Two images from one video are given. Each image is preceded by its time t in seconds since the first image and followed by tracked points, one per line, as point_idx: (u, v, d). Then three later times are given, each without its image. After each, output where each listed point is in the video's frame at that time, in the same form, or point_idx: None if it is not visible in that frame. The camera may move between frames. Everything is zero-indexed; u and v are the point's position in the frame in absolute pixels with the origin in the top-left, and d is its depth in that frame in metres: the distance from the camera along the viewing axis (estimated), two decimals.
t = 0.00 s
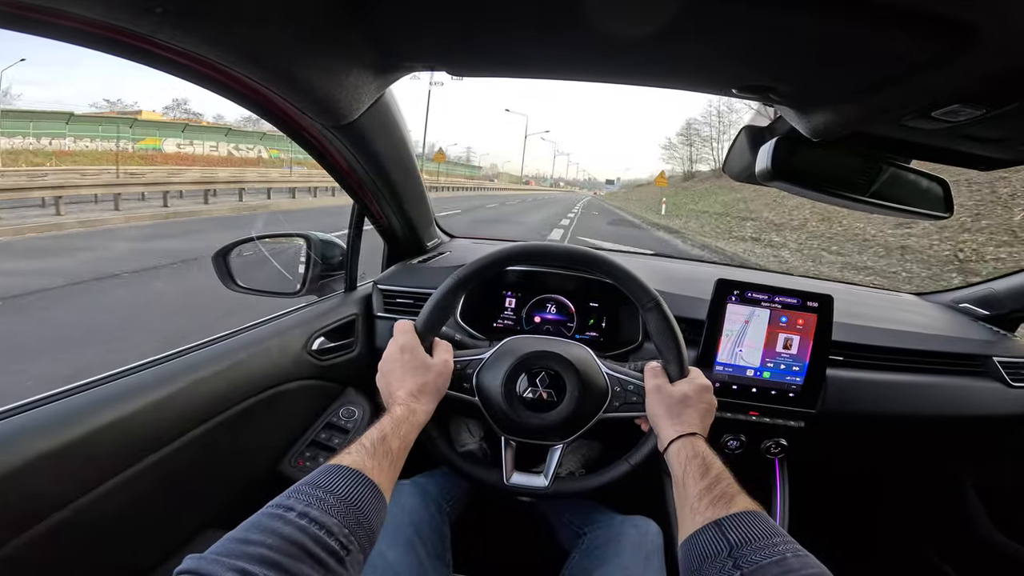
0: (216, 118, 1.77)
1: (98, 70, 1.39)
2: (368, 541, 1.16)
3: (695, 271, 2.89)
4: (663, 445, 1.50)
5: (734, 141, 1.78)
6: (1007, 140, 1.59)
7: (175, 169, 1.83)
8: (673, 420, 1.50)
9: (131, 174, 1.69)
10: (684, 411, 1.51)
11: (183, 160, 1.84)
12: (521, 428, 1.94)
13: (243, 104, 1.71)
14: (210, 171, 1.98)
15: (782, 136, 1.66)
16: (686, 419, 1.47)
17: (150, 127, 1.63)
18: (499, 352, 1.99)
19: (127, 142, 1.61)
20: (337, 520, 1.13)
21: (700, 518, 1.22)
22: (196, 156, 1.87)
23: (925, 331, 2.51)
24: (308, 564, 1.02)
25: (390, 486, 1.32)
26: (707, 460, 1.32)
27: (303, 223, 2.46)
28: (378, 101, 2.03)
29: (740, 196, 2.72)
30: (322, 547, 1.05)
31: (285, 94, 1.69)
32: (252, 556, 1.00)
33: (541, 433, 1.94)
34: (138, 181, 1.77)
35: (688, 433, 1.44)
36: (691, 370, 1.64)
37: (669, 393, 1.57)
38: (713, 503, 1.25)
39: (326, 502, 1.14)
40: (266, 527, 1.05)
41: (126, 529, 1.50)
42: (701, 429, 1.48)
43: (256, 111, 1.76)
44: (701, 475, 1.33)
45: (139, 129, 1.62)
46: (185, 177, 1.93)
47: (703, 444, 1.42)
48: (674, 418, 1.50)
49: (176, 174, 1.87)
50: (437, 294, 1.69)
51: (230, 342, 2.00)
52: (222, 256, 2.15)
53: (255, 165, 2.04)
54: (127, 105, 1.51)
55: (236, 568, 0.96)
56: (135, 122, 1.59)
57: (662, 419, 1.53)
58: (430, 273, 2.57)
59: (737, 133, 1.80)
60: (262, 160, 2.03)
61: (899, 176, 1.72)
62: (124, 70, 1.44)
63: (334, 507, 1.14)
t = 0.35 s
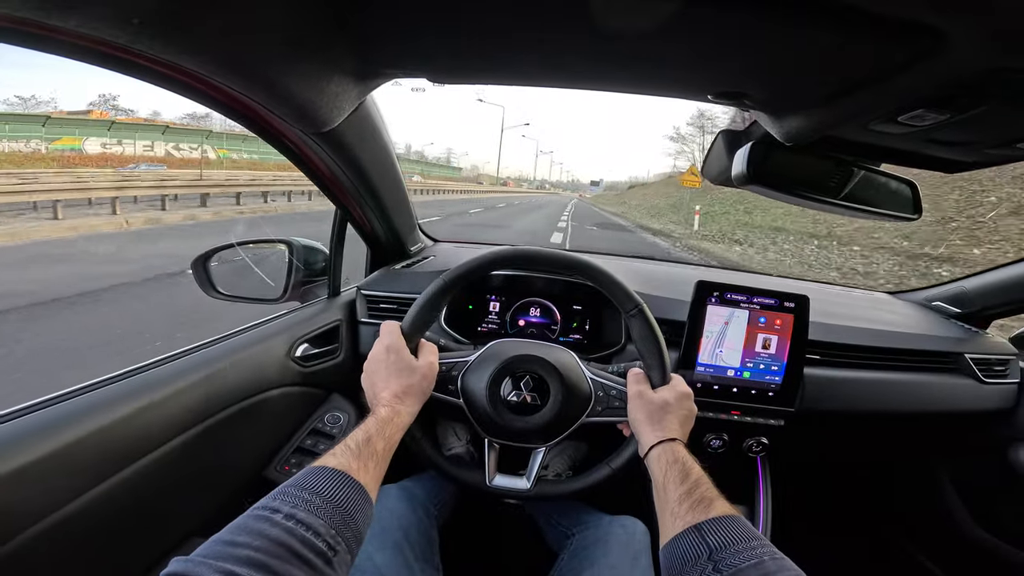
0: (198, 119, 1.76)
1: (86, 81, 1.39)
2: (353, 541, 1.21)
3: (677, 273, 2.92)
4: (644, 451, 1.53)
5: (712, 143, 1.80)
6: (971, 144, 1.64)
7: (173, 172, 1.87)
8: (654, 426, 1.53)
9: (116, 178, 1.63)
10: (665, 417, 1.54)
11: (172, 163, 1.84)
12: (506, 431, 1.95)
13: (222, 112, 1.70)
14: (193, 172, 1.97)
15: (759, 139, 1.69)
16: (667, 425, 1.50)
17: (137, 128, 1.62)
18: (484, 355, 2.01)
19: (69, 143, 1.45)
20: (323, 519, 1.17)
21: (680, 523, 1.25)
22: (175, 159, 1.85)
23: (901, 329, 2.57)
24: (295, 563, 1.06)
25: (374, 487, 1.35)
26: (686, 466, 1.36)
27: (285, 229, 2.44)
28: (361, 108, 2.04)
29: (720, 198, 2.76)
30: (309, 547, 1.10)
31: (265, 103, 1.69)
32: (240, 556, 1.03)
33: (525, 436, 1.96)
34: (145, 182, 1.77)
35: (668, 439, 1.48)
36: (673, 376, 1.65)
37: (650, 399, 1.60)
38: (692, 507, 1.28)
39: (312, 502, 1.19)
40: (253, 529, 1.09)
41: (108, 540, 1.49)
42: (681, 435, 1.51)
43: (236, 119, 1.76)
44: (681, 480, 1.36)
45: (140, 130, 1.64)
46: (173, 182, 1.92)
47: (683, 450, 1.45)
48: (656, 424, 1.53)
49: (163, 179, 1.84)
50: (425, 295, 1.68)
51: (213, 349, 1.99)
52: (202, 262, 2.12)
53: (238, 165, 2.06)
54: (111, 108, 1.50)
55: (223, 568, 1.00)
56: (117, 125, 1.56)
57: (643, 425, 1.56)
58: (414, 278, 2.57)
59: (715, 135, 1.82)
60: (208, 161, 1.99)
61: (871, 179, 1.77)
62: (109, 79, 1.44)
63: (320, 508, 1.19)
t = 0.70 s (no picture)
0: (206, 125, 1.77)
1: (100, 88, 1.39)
2: (363, 543, 1.24)
3: (676, 277, 2.96)
4: (645, 455, 1.56)
5: (712, 152, 1.83)
6: (965, 155, 1.68)
7: (170, 174, 1.89)
8: (654, 430, 1.56)
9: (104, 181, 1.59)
10: (664, 421, 1.57)
11: (175, 164, 1.87)
12: (508, 434, 1.99)
13: (231, 120, 1.72)
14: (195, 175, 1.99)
15: (759, 149, 1.73)
16: (666, 428, 1.53)
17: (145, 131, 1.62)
18: (488, 360, 2.04)
19: (18, 137, 1.30)
20: (333, 523, 1.20)
21: (679, 524, 1.28)
22: (176, 162, 1.87)
23: (897, 333, 2.61)
24: (308, 565, 1.09)
25: (383, 491, 1.38)
26: (685, 467, 1.39)
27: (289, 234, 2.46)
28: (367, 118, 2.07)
29: (718, 204, 2.79)
30: (321, 549, 1.13)
31: (274, 115, 1.71)
32: (256, 559, 1.06)
33: (528, 440, 1.99)
34: (143, 184, 1.78)
35: (668, 442, 1.51)
36: (675, 382, 1.68)
37: (651, 404, 1.63)
38: (691, 509, 1.31)
39: (323, 506, 1.21)
40: (267, 531, 1.12)
41: (120, 544, 1.51)
42: (680, 439, 1.55)
43: (244, 128, 1.78)
44: (680, 483, 1.39)
45: (140, 134, 1.64)
46: (175, 183, 1.94)
47: (683, 453, 1.49)
48: (656, 428, 1.56)
49: (159, 181, 1.85)
50: (431, 302, 1.70)
51: (219, 355, 2.01)
52: (208, 267, 2.16)
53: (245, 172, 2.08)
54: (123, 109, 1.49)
55: (240, 571, 1.03)
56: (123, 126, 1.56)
57: (644, 430, 1.59)
58: (418, 284, 2.60)
59: (714, 144, 1.86)
60: (161, 162, 1.82)
61: (867, 188, 1.83)
62: (128, 88, 1.44)
63: (330, 512, 1.21)
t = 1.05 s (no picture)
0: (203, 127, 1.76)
1: (91, 89, 1.37)
2: (359, 545, 1.24)
3: (673, 279, 2.96)
4: (641, 456, 1.56)
5: (707, 155, 1.84)
6: (959, 157, 1.69)
7: (171, 177, 1.86)
8: (650, 432, 1.57)
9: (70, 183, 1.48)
10: (661, 422, 1.57)
11: (176, 168, 1.86)
12: (505, 436, 1.99)
13: (225, 122, 1.71)
14: (197, 178, 1.97)
15: (754, 151, 1.74)
16: (663, 430, 1.54)
17: (94, 128, 1.48)
18: (484, 362, 2.04)
19: None
20: (329, 525, 1.20)
21: (675, 525, 1.28)
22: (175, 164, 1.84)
23: (893, 334, 2.62)
24: (304, 568, 1.09)
25: (380, 495, 1.38)
26: (682, 468, 1.39)
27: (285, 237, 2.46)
28: (364, 121, 2.07)
29: (714, 206, 2.80)
30: (317, 552, 1.13)
31: (271, 118, 1.71)
32: (251, 561, 1.06)
33: (525, 441, 1.99)
34: (138, 188, 1.75)
35: (664, 443, 1.52)
36: (671, 383, 1.68)
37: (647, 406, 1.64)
38: (687, 510, 1.32)
39: (319, 508, 1.21)
40: (262, 534, 1.12)
41: (116, 547, 1.51)
42: (677, 440, 1.55)
43: (241, 131, 1.78)
44: (676, 484, 1.39)
45: (70, 130, 1.43)
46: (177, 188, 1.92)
47: (679, 455, 1.49)
48: (652, 429, 1.57)
49: (158, 185, 1.82)
50: (427, 304, 1.69)
51: (216, 357, 2.00)
52: (204, 271, 2.10)
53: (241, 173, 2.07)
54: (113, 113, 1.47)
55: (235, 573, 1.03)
56: (112, 129, 1.52)
57: (641, 431, 1.60)
58: (415, 286, 2.60)
59: (710, 147, 1.86)
60: (100, 163, 1.56)
61: (862, 190, 1.84)
62: (120, 90, 1.43)
63: (326, 514, 1.21)
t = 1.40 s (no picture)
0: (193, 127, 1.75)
1: (75, 86, 1.35)
2: (354, 545, 1.23)
3: (668, 278, 2.96)
4: (637, 454, 1.56)
5: (701, 153, 1.84)
6: (951, 155, 1.70)
7: (160, 178, 1.86)
8: (646, 429, 1.56)
9: None
10: (656, 420, 1.57)
11: (166, 168, 1.85)
12: (501, 436, 1.98)
13: (217, 122, 1.70)
14: (189, 178, 1.96)
15: (747, 150, 1.74)
16: (659, 428, 1.53)
17: None
18: (480, 362, 2.03)
19: None
20: (324, 526, 1.19)
21: (672, 523, 1.28)
22: (164, 164, 1.84)
23: (888, 331, 2.62)
24: (300, 569, 1.08)
25: (375, 496, 1.37)
26: (678, 466, 1.39)
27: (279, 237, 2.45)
28: (358, 121, 2.06)
29: (708, 205, 2.80)
30: (311, 553, 1.12)
31: (264, 118, 1.71)
32: (245, 563, 1.06)
33: (521, 441, 1.98)
34: (129, 190, 1.74)
35: (660, 442, 1.52)
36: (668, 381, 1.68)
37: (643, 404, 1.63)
38: (684, 508, 1.32)
39: (313, 509, 1.21)
40: (257, 535, 1.11)
41: (111, 548, 1.50)
42: (672, 438, 1.55)
43: (235, 132, 1.78)
44: (673, 482, 1.39)
45: None
46: (165, 188, 1.91)
47: (675, 453, 1.49)
48: (648, 428, 1.57)
49: (148, 186, 1.81)
50: (422, 303, 1.69)
51: (210, 358, 1.99)
52: (198, 269, 2.09)
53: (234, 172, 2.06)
54: (101, 115, 1.47)
55: None
56: (101, 129, 1.52)
57: (637, 430, 1.59)
58: (410, 286, 2.60)
59: (704, 145, 1.86)
60: (18, 162, 1.31)
61: (855, 188, 1.85)
62: (106, 88, 1.41)
63: (320, 514, 1.21)
